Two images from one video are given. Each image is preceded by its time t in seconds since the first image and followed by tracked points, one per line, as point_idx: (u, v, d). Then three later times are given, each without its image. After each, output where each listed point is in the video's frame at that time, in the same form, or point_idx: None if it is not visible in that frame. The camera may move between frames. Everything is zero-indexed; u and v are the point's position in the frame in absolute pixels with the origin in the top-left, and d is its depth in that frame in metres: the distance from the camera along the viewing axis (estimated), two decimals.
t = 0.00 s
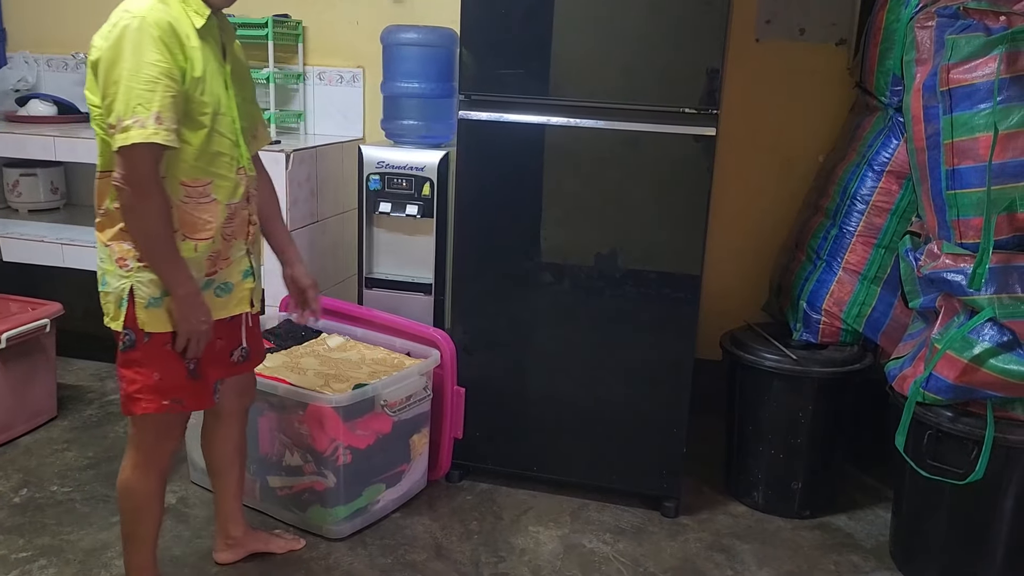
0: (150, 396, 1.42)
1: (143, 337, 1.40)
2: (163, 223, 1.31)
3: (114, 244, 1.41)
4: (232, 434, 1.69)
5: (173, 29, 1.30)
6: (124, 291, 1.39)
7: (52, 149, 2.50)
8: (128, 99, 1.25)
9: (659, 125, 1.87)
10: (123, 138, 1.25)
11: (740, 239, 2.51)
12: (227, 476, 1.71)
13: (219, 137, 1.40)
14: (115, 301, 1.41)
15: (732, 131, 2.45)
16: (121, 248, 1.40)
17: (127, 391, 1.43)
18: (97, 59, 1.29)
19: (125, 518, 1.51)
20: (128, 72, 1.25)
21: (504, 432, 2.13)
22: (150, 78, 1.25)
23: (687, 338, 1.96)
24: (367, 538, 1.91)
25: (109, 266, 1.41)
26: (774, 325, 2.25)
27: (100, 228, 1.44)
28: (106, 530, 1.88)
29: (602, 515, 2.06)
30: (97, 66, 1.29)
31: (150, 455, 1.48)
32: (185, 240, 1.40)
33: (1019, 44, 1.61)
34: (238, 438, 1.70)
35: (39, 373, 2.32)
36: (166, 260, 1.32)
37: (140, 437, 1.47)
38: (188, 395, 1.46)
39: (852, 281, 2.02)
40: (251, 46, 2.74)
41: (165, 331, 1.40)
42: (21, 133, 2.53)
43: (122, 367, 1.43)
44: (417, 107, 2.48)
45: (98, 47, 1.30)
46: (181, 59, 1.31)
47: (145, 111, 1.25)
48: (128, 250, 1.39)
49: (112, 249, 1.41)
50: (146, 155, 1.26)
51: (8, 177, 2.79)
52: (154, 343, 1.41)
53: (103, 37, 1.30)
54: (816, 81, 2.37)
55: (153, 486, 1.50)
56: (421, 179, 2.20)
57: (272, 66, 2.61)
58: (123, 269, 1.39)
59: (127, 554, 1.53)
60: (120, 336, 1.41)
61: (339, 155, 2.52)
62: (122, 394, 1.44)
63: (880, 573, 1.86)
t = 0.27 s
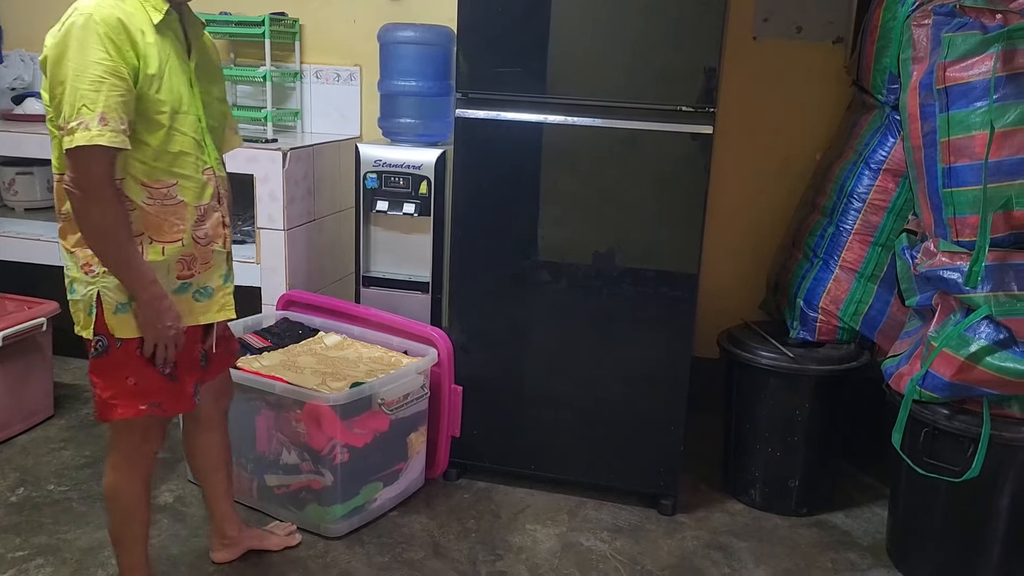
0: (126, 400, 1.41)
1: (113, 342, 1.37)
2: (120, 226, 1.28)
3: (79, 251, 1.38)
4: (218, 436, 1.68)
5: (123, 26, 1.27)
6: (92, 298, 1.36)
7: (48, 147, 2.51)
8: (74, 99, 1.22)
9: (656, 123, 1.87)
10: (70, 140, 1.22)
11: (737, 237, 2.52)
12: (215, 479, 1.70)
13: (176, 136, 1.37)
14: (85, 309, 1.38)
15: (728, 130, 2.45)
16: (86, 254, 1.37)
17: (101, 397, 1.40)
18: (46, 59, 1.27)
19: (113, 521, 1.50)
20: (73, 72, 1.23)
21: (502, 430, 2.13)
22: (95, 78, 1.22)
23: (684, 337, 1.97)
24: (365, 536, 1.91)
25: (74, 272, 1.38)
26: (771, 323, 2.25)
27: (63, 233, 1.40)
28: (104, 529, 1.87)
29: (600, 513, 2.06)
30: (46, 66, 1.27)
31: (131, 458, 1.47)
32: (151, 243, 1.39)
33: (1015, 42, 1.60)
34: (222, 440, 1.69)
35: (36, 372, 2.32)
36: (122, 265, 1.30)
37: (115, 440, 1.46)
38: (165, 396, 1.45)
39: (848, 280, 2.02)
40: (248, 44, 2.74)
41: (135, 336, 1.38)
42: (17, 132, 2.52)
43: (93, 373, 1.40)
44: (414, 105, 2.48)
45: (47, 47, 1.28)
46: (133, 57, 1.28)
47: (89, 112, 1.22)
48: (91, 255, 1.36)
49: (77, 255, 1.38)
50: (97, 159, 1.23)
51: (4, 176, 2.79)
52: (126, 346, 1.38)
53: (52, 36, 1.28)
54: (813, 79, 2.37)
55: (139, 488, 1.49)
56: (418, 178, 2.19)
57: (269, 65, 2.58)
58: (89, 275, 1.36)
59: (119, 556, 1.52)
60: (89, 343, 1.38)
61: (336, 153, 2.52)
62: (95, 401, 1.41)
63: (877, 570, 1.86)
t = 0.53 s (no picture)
0: (118, 403, 1.41)
1: (106, 345, 1.37)
2: (117, 229, 1.28)
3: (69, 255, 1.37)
4: (208, 436, 1.67)
5: (113, 28, 1.27)
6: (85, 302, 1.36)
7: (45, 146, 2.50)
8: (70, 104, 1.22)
9: (654, 121, 1.87)
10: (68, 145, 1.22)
11: (734, 236, 2.52)
12: (200, 479, 1.69)
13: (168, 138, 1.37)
14: (78, 313, 1.37)
15: (726, 128, 2.45)
16: (75, 258, 1.36)
17: (93, 400, 1.40)
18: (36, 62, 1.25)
19: (105, 523, 1.49)
20: (67, 76, 1.22)
21: (500, 428, 2.13)
22: (90, 81, 1.22)
23: (682, 335, 1.97)
24: (363, 535, 1.91)
25: (64, 277, 1.38)
26: (769, 321, 2.25)
27: (50, 238, 1.39)
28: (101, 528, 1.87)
29: (598, 511, 2.06)
30: (36, 69, 1.26)
31: (121, 461, 1.47)
32: (143, 245, 1.38)
33: (1013, 40, 1.60)
34: (212, 440, 1.68)
35: (34, 371, 2.32)
36: (118, 268, 1.30)
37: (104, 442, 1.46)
38: (156, 399, 1.45)
39: (846, 278, 2.02)
40: (246, 42, 2.74)
41: (128, 340, 1.38)
42: (15, 130, 2.52)
43: (86, 376, 1.40)
44: (411, 103, 2.48)
45: (37, 49, 1.27)
46: (124, 59, 1.28)
47: (88, 116, 1.22)
48: (81, 259, 1.36)
49: (66, 260, 1.37)
50: (94, 163, 1.23)
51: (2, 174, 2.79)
52: (119, 350, 1.39)
53: (42, 39, 1.27)
54: (811, 78, 2.37)
55: (131, 490, 1.49)
56: (416, 176, 2.19)
57: (267, 63, 2.58)
58: (80, 279, 1.36)
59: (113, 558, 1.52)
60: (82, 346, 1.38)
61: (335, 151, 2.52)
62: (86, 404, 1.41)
63: (874, 568, 1.86)
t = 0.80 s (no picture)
0: (138, 400, 1.41)
1: (127, 341, 1.37)
2: (143, 227, 1.29)
3: (85, 254, 1.36)
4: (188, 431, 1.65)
5: (133, 26, 1.26)
6: (106, 299, 1.35)
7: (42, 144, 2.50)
8: (98, 103, 1.21)
9: (652, 120, 1.87)
10: (100, 145, 1.21)
11: (733, 234, 2.52)
12: (181, 476, 1.66)
13: (184, 135, 1.38)
14: (97, 311, 1.36)
15: (725, 127, 2.45)
16: (94, 256, 1.36)
17: (112, 397, 1.39)
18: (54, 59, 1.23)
19: (108, 520, 1.49)
20: (95, 75, 1.21)
21: (498, 427, 2.13)
22: (119, 81, 1.22)
23: (680, 333, 1.97)
24: (361, 533, 1.91)
25: (79, 276, 1.36)
26: (767, 319, 2.25)
27: (62, 238, 1.37)
28: (99, 527, 1.87)
29: (596, 509, 2.07)
30: (55, 67, 1.23)
31: (127, 456, 1.46)
32: (160, 242, 1.38)
33: (1011, 38, 1.61)
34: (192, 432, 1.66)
35: (31, 370, 2.31)
36: (145, 265, 1.31)
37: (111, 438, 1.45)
38: (174, 395, 1.46)
39: (844, 276, 2.02)
40: (243, 41, 2.73)
41: (147, 336, 1.39)
42: (12, 128, 2.51)
43: (103, 373, 1.38)
44: (410, 101, 2.48)
45: (53, 46, 1.24)
46: (145, 58, 1.28)
47: (119, 116, 1.22)
48: (100, 257, 1.35)
49: (83, 258, 1.36)
50: (123, 162, 1.24)
51: None
52: (139, 346, 1.39)
53: (58, 36, 1.24)
54: (809, 76, 2.37)
55: (133, 488, 1.48)
56: (415, 174, 2.19)
57: (264, 61, 2.57)
58: (99, 277, 1.35)
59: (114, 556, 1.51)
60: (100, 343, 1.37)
61: (333, 150, 2.52)
62: (103, 401, 1.40)
63: (873, 566, 1.87)
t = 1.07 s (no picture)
0: (156, 396, 1.41)
1: (146, 337, 1.38)
2: (173, 222, 1.30)
3: (103, 250, 1.35)
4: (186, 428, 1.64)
5: (153, 23, 1.26)
6: (127, 295, 1.35)
7: (41, 143, 2.49)
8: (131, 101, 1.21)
9: (652, 118, 1.87)
10: (136, 142, 1.22)
11: (732, 233, 2.52)
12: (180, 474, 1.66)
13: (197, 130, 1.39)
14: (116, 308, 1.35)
15: (725, 125, 2.45)
16: (112, 253, 1.35)
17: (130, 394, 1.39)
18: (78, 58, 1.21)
19: (111, 519, 1.49)
20: (127, 74, 1.21)
21: (497, 425, 2.13)
22: (150, 78, 1.23)
23: (680, 332, 1.97)
24: (361, 532, 1.91)
25: (96, 273, 1.35)
26: (766, 317, 2.25)
27: (76, 236, 1.36)
28: (98, 526, 1.87)
29: (596, 507, 2.07)
30: (80, 66, 1.22)
31: (131, 453, 1.46)
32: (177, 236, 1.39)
33: (1010, 36, 1.61)
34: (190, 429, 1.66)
35: (29, 369, 2.31)
36: (173, 259, 1.33)
37: (115, 434, 1.45)
38: (190, 389, 1.46)
39: (843, 274, 2.03)
40: (241, 39, 2.73)
41: (166, 330, 1.40)
42: (10, 127, 2.51)
43: (121, 370, 1.38)
44: (408, 100, 2.47)
45: (75, 45, 1.23)
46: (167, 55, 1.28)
47: (153, 113, 1.22)
48: (119, 254, 1.35)
49: (101, 255, 1.35)
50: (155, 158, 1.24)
51: None
52: (158, 341, 1.39)
53: (79, 35, 1.23)
54: (808, 74, 2.37)
55: (137, 488, 1.48)
56: (413, 173, 2.19)
57: (263, 60, 2.57)
58: (119, 273, 1.35)
59: (115, 554, 1.51)
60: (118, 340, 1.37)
61: (331, 148, 2.51)
62: (119, 399, 1.39)
63: (872, 563, 1.87)
